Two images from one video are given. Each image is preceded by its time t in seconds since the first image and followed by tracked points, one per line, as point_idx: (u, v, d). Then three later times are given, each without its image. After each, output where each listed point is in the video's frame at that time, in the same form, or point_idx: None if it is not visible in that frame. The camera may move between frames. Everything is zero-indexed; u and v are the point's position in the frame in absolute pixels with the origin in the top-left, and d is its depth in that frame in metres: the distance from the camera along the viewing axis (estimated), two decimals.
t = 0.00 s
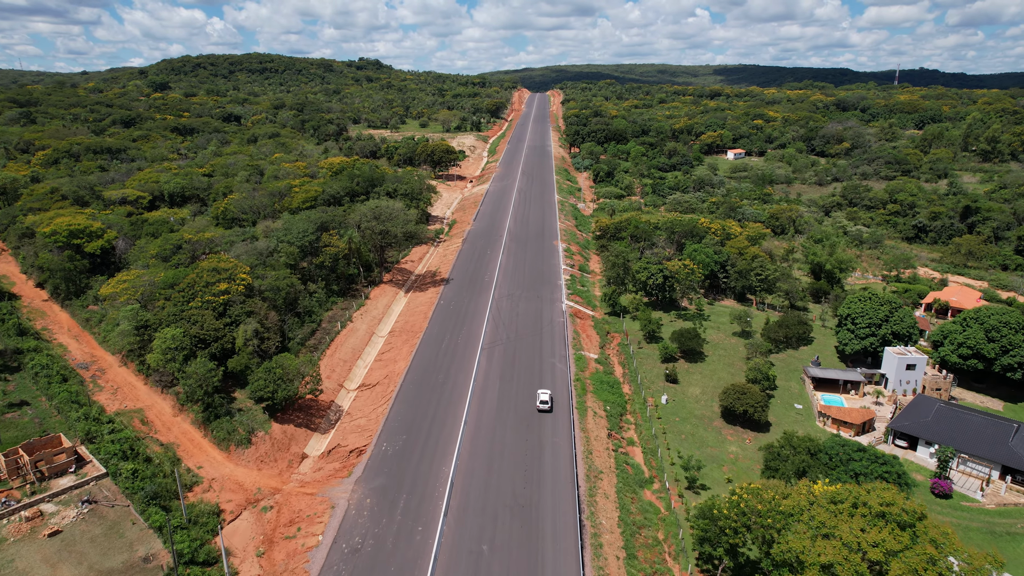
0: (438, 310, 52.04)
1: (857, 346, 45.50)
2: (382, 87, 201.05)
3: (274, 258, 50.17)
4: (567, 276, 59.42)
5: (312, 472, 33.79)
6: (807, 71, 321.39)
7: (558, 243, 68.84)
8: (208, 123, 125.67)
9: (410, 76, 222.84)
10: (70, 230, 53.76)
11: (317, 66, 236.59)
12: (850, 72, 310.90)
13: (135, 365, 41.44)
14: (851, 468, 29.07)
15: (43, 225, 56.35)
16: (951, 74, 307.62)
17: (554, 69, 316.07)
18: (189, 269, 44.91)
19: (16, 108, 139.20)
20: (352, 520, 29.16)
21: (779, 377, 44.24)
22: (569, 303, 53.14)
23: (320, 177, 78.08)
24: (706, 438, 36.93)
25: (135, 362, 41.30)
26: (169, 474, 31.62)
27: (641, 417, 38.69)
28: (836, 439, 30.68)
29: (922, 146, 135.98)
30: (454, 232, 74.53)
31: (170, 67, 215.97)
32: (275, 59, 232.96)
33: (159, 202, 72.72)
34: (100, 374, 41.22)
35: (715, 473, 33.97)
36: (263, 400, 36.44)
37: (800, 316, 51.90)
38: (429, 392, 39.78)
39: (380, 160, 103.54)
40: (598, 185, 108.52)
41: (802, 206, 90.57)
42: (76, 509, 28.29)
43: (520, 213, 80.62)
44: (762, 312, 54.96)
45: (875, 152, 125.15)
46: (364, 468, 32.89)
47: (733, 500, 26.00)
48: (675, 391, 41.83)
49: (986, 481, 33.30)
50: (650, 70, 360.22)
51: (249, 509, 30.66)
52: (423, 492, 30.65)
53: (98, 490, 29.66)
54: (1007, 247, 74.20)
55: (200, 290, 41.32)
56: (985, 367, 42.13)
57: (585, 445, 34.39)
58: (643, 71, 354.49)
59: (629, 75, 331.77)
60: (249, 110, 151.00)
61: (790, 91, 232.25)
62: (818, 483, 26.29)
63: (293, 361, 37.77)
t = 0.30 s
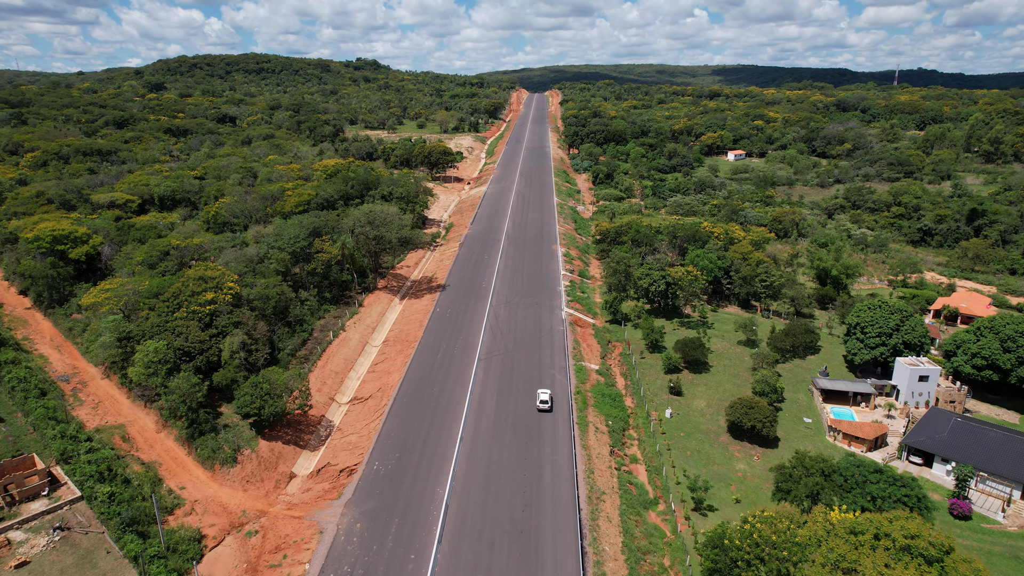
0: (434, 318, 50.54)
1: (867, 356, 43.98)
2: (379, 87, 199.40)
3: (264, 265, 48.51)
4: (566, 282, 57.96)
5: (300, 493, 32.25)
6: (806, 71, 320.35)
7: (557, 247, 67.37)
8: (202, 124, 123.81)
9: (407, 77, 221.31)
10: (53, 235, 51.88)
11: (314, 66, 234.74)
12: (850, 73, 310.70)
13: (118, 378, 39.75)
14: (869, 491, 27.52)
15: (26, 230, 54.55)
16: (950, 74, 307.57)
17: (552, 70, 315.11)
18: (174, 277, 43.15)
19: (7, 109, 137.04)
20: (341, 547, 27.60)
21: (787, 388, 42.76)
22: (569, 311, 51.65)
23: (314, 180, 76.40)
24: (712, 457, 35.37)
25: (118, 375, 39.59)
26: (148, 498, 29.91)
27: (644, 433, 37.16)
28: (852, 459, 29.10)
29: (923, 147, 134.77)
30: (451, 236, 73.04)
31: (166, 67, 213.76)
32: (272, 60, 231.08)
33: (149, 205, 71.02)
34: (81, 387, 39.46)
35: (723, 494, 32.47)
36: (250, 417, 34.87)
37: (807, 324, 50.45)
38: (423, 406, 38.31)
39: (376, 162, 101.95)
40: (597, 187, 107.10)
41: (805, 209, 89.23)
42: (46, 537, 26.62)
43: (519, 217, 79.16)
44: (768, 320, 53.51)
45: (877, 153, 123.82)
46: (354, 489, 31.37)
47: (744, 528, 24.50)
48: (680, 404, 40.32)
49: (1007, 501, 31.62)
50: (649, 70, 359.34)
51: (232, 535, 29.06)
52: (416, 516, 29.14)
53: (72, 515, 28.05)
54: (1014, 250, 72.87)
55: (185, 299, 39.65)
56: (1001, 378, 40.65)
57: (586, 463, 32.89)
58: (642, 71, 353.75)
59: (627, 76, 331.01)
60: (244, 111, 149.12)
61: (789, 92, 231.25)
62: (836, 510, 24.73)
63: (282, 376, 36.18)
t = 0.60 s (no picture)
0: (430, 328, 48.87)
1: (879, 368, 42.34)
2: (377, 89, 197.75)
3: (252, 274, 46.78)
4: (566, 289, 56.33)
5: (286, 518, 30.52)
6: (805, 72, 319.21)
7: (557, 253, 65.79)
8: (196, 126, 121.97)
9: (405, 78, 219.75)
10: (34, 242, 49.97)
11: (311, 67, 232.81)
12: (849, 74, 309.88)
13: (98, 392, 37.87)
14: (888, 519, 25.84)
15: (8, 236, 52.68)
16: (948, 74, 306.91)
17: (551, 71, 313.95)
18: (158, 287, 41.32)
19: None
20: None
21: (796, 401, 41.15)
22: (569, 320, 50.03)
23: (308, 184, 74.70)
24: (720, 476, 33.73)
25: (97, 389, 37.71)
26: (123, 525, 28.14)
27: (649, 451, 35.44)
28: (869, 483, 27.44)
29: (926, 148, 133.42)
30: (448, 240, 71.38)
31: (162, 68, 211.65)
32: (269, 61, 229.12)
33: (138, 210, 69.27)
34: (59, 402, 37.63)
35: (732, 517, 30.79)
36: (234, 436, 33.15)
37: (815, 333, 48.85)
38: (416, 422, 36.67)
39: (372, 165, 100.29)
40: (597, 190, 105.55)
41: (808, 212, 87.69)
42: (10, 570, 24.87)
43: (517, 220, 77.56)
44: (774, 329, 51.92)
45: (879, 155, 122.35)
46: (343, 514, 29.70)
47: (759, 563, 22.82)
48: (685, 420, 38.68)
49: None
50: (648, 71, 358.31)
51: (211, 566, 27.29)
52: (408, 545, 27.45)
53: (39, 546, 26.32)
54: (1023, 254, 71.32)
55: (167, 311, 37.83)
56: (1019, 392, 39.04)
57: (588, 486, 31.23)
58: (640, 72, 352.76)
59: (626, 77, 329.89)
60: (239, 112, 147.25)
61: (789, 92, 230.00)
62: (857, 543, 23.05)
63: (268, 392, 34.42)
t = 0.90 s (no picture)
0: (425, 337, 47.25)
1: (890, 380, 40.81)
2: (375, 90, 196.28)
3: (241, 282, 45.16)
4: (566, 297, 54.80)
5: (271, 545, 28.86)
6: (804, 73, 318.41)
7: (556, 258, 64.24)
8: (190, 128, 120.32)
9: (403, 79, 218.27)
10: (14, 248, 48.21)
11: (309, 68, 231.19)
12: (848, 76, 308.86)
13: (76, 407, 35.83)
14: (910, 549, 24.28)
15: None
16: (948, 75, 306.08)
17: (549, 72, 312.93)
18: (141, 297, 39.56)
19: None
20: None
21: (805, 415, 39.65)
22: (569, 329, 48.46)
23: (301, 188, 73.07)
24: (728, 497, 32.18)
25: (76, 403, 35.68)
26: (96, 554, 26.49)
27: (653, 470, 33.86)
28: (888, 509, 25.95)
29: (928, 150, 132.15)
30: (445, 245, 69.80)
31: (158, 69, 209.84)
32: (266, 62, 227.51)
33: (127, 214, 67.56)
34: (36, 418, 35.67)
35: (741, 542, 29.21)
36: (217, 456, 31.48)
37: (823, 342, 47.35)
38: (410, 440, 35.08)
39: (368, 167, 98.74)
40: (597, 192, 104.11)
41: (811, 215, 86.29)
42: None
43: (515, 224, 76.04)
44: (780, 337, 50.45)
45: (881, 157, 121.01)
46: (331, 540, 28.09)
47: None
48: (691, 436, 37.13)
49: None
50: (648, 72, 357.18)
51: None
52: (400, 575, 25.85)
53: None
54: None
55: (149, 322, 36.08)
56: None
57: (590, 509, 29.63)
58: (639, 73, 351.59)
59: (625, 78, 328.95)
60: (235, 114, 145.63)
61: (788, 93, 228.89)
62: None
63: (253, 409, 32.75)
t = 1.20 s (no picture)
0: (420, 348, 45.63)
1: (904, 393, 39.20)
2: (373, 91, 194.76)
3: (229, 291, 43.49)
4: (566, 304, 53.20)
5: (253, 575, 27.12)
6: (803, 75, 316.73)
7: (555, 264, 62.69)
8: (184, 130, 118.66)
9: (401, 81, 217.07)
10: None
11: (307, 69, 229.81)
12: (847, 78, 307.84)
13: (52, 425, 33.22)
14: None
15: None
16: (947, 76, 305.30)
17: (548, 73, 311.82)
18: (122, 308, 37.78)
19: None
20: None
21: (815, 429, 38.05)
22: (569, 339, 46.85)
23: (295, 192, 71.41)
24: (738, 521, 30.49)
25: (51, 421, 33.08)
26: None
27: (658, 491, 32.20)
28: (911, 538, 24.38)
29: (931, 152, 130.82)
30: (441, 251, 68.20)
31: (155, 70, 208.16)
32: (263, 63, 226.05)
33: (115, 219, 65.89)
34: (10, 436, 33.08)
35: (753, 570, 27.51)
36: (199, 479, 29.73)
37: (831, 352, 45.83)
38: (402, 459, 33.45)
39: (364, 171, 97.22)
40: (597, 195, 102.61)
41: (815, 219, 84.84)
42: None
43: (513, 229, 74.46)
44: (787, 347, 48.94)
45: (884, 159, 119.67)
46: (317, 570, 26.39)
47: None
48: (697, 454, 35.53)
49: None
50: (647, 73, 356.39)
51: None
52: None
53: None
54: None
55: (129, 335, 34.31)
56: None
57: (593, 535, 28.01)
58: (639, 75, 350.72)
59: (624, 79, 327.86)
60: (231, 115, 144.00)
61: (788, 95, 227.67)
62: None
63: (237, 429, 30.99)
